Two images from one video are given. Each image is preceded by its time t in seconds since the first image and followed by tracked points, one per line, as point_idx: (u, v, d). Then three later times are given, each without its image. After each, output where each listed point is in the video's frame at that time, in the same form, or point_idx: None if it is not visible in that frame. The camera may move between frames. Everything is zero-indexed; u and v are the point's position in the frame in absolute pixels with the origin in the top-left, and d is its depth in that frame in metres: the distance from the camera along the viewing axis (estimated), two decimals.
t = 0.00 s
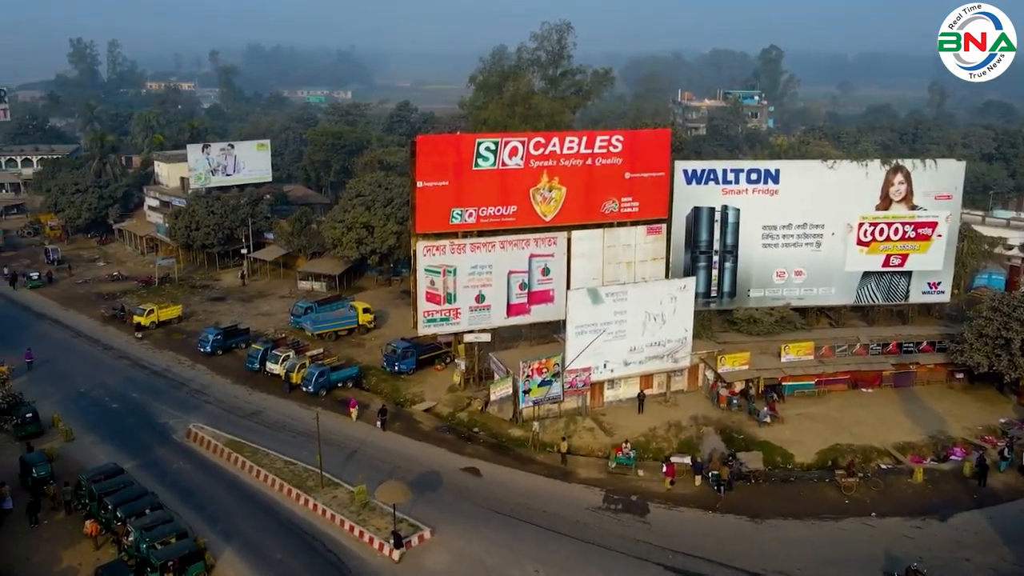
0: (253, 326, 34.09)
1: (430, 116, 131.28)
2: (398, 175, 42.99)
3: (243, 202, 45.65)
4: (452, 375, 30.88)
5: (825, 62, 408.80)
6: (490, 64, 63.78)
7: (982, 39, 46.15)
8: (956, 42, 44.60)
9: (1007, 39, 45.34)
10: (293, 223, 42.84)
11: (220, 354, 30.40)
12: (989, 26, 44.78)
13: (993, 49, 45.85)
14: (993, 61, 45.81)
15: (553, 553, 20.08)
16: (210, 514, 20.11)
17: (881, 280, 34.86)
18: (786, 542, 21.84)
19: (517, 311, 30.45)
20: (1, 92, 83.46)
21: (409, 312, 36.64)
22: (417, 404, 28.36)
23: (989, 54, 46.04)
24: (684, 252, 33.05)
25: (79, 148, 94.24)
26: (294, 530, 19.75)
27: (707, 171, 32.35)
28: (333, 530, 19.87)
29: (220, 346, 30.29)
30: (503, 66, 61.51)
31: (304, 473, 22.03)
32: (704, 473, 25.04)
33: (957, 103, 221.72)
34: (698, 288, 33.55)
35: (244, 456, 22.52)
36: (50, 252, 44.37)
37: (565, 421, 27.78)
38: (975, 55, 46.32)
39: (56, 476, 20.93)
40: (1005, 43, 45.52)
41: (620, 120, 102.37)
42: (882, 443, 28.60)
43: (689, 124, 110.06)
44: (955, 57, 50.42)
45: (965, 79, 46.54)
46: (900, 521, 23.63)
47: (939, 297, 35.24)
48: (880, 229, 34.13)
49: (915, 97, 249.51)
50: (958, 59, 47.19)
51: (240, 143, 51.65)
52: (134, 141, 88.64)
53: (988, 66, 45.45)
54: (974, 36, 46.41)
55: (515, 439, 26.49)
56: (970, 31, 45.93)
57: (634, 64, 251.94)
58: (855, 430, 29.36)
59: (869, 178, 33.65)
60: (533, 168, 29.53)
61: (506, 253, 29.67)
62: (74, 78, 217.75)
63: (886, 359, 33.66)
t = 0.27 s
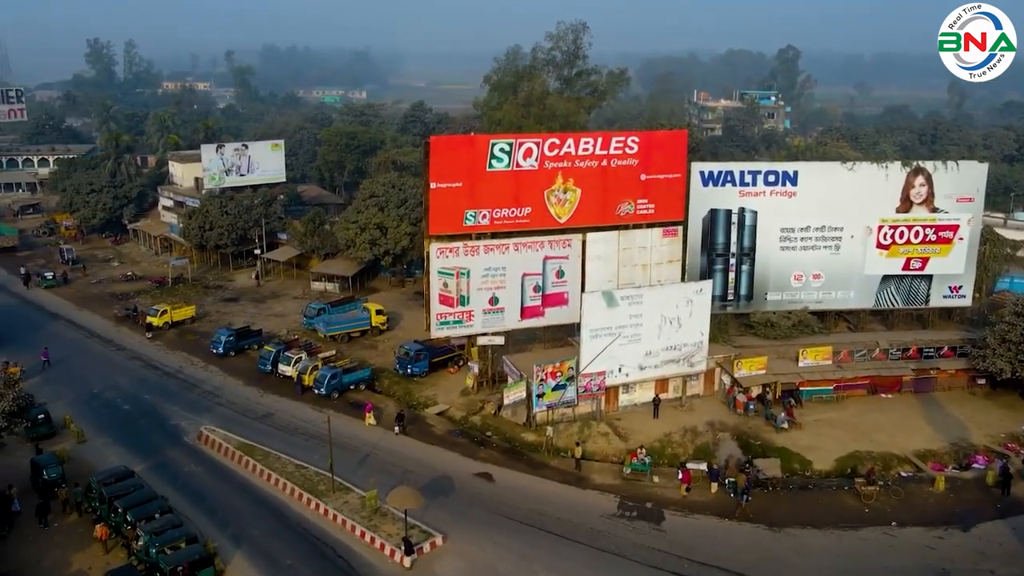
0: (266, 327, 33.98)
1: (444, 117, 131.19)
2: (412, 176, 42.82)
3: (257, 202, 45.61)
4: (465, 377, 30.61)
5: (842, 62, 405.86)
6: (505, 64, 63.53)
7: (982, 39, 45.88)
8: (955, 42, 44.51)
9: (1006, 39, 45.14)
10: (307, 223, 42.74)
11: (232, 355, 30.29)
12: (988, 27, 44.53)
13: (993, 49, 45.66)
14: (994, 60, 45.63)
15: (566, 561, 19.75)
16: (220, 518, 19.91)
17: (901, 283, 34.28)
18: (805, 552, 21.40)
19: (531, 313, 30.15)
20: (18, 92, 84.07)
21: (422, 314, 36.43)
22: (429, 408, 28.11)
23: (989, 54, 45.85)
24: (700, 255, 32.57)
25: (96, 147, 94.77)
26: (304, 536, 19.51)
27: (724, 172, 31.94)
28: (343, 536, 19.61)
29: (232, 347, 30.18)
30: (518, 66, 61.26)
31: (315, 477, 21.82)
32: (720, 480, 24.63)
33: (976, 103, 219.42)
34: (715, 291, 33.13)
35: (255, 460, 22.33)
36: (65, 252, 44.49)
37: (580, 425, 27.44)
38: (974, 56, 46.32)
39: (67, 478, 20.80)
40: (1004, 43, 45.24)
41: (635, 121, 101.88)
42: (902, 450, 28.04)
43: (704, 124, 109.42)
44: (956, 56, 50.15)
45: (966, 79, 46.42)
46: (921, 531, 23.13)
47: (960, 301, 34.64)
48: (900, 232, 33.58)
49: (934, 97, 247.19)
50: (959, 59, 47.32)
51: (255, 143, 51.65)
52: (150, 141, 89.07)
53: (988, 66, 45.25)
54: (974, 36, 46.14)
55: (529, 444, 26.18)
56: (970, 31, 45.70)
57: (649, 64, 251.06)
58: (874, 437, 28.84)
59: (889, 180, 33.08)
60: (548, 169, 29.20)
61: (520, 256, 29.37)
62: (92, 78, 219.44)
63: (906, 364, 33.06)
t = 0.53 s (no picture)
0: (279, 328, 33.86)
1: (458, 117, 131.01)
2: (426, 177, 42.59)
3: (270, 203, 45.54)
4: (478, 380, 30.33)
5: (859, 62, 402.68)
6: (520, 64, 63.19)
7: (983, 39, 44.67)
8: (956, 42, 43.44)
9: (1007, 39, 43.78)
10: (320, 224, 42.61)
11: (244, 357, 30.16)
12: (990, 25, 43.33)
13: (993, 49, 44.49)
14: (993, 60, 44.55)
15: (579, 569, 19.39)
16: (230, 522, 19.70)
17: (922, 287, 33.68)
18: (824, 563, 20.95)
19: (545, 316, 29.83)
20: (35, 92, 84.64)
21: (435, 315, 36.19)
22: (442, 411, 27.87)
23: (990, 53, 44.65)
24: (716, 258, 32.06)
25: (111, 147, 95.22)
26: (314, 541, 19.26)
27: (741, 174, 31.55)
28: (354, 541, 19.35)
29: (244, 349, 30.06)
30: (532, 66, 60.93)
31: (326, 481, 21.61)
32: (736, 488, 24.20)
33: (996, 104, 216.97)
34: (731, 294, 32.70)
35: (266, 463, 22.14)
36: (79, 251, 44.59)
37: (594, 430, 27.11)
38: (975, 56, 44.91)
39: (78, 481, 20.69)
40: (1006, 43, 43.91)
41: (650, 121, 101.27)
42: (923, 458, 27.47)
43: (720, 125, 108.65)
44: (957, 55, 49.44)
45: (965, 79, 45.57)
46: (943, 542, 22.61)
47: (982, 306, 33.99)
48: (921, 235, 32.99)
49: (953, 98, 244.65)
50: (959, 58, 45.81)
51: (268, 143, 51.62)
52: (165, 141, 89.45)
53: (988, 66, 43.95)
54: (974, 36, 44.84)
55: (542, 449, 25.88)
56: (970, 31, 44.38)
57: (665, 64, 250.03)
58: (894, 443, 28.31)
59: (910, 183, 32.50)
60: (562, 171, 28.88)
61: (534, 258, 29.08)
62: (109, 78, 220.95)
63: (927, 370, 32.32)
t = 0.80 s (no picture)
0: (291, 330, 33.72)
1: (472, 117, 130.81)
2: (439, 178, 42.35)
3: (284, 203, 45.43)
4: (491, 384, 30.03)
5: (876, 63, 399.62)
6: (534, 64, 62.90)
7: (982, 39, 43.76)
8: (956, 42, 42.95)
9: (1006, 39, 42.70)
10: (333, 225, 42.46)
11: (256, 358, 29.99)
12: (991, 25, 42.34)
13: (993, 49, 43.53)
14: (994, 61, 43.54)
15: None
16: (240, 526, 19.49)
17: (942, 291, 33.06)
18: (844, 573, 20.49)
19: (559, 319, 29.50)
20: (51, 92, 85.17)
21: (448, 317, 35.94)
22: (455, 414, 27.60)
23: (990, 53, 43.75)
24: (733, 260, 31.93)
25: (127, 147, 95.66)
26: (325, 546, 19.00)
27: (759, 176, 31.20)
28: (365, 548, 19.07)
29: (257, 350, 29.91)
30: (547, 66, 60.63)
31: (338, 486, 21.37)
32: (753, 495, 23.75)
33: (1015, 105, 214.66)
34: (748, 298, 32.28)
35: (277, 467, 21.94)
36: (94, 251, 44.71)
37: (608, 435, 26.76)
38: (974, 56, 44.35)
39: (88, 484, 20.55)
40: (1005, 43, 42.90)
41: (665, 122, 100.68)
42: (944, 466, 26.86)
43: (736, 126, 107.91)
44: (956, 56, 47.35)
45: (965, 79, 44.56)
46: (966, 553, 22.07)
47: (1004, 310, 33.30)
48: (942, 238, 32.32)
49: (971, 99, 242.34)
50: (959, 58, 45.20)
51: (282, 144, 51.58)
52: (180, 141, 89.79)
53: (988, 66, 43.61)
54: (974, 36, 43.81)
55: (556, 454, 25.56)
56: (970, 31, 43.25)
57: (681, 64, 248.73)
58: (914, 450, 27.72)
59: (931, 185, 31.91)
60: (578, 172, 28.52)
61: (549, 260, 28.75)
62: (125, 78, 222.44)
63: (948, 376, 31.75)
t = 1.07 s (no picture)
0: (304, 331, 33.58)
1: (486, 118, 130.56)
2: (453, 179, 42.09)
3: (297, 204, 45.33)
4: (504, 387, 29.73)
5: (894, 63, 396.17)
6: (550, 64, 62.57)
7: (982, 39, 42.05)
8: (956, 42, 41.38)
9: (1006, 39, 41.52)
10: (347, 226, 42.29)
11: (269, 360, 29.86)
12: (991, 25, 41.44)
13: (993, 49, 41.94)
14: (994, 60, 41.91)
15: None
16: (250, 531, 19.28)
17: (964, 296, 32.44)
18: None
19: (574, 323, 29.17)
20: (68, 92, 85.64)
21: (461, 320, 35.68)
22: (468, 418, 27.33)
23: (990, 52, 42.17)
24: (750, 263, 31.49)
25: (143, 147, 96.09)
26: (336, 552, 18.75)
27: (777, 178, 30.74)
28: (376, 554, 18.81)
29: (269, 352, 29.77)
30: (563, 66, 60.29)
31: (349, 491, 21.14)
32: (771, 503, 23.31)
33: None
34: (765, 302, 31.82)
35: (288, 471, 21.74)
36: (108, 251, 44.79)
37: (623, 440, 26.39)
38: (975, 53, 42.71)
39: (99, 487, 20.43)
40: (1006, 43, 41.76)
41: (681, 122, 100.05)
42: (966, 474, 26.27)
43: (752, 126, 107.09)
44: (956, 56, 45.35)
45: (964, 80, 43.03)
46: (990, 565, 21.53)
47: None
48: (963, 242, 31.72)
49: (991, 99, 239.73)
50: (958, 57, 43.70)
51: (296, 144, 51.53)
52: (195, 141, 90.10)
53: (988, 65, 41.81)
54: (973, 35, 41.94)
55: (570, 459, 25.23)
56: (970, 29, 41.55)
57: (696, 64, 247.61)
58: (935, 458, 27.14)
59: (952, 188, 31.35)
60: (593, 174, 28.18)
61: (563, 263, 28.42)
62: (142, 78, 223.88)
63: (969, 382, 31.08)
